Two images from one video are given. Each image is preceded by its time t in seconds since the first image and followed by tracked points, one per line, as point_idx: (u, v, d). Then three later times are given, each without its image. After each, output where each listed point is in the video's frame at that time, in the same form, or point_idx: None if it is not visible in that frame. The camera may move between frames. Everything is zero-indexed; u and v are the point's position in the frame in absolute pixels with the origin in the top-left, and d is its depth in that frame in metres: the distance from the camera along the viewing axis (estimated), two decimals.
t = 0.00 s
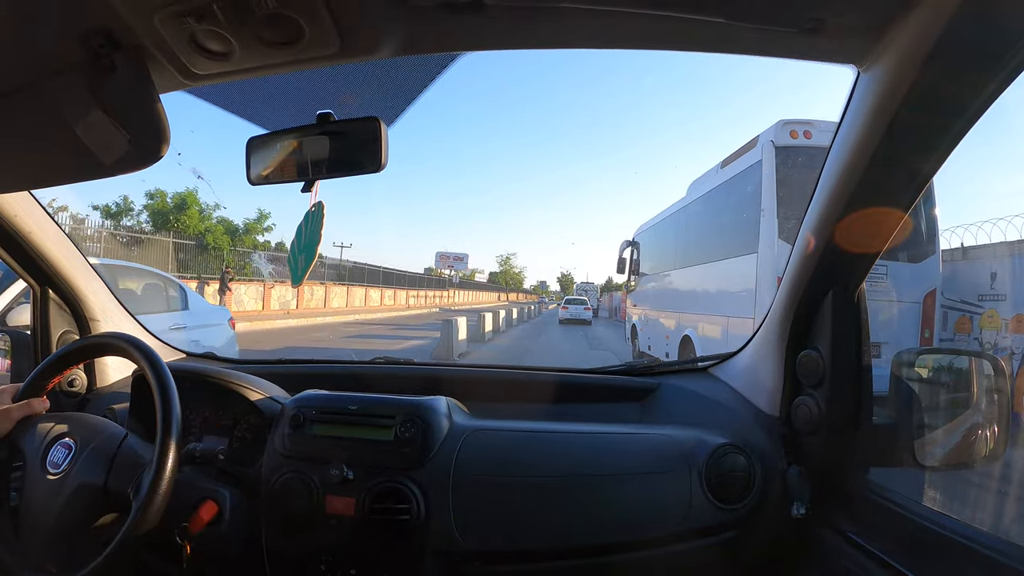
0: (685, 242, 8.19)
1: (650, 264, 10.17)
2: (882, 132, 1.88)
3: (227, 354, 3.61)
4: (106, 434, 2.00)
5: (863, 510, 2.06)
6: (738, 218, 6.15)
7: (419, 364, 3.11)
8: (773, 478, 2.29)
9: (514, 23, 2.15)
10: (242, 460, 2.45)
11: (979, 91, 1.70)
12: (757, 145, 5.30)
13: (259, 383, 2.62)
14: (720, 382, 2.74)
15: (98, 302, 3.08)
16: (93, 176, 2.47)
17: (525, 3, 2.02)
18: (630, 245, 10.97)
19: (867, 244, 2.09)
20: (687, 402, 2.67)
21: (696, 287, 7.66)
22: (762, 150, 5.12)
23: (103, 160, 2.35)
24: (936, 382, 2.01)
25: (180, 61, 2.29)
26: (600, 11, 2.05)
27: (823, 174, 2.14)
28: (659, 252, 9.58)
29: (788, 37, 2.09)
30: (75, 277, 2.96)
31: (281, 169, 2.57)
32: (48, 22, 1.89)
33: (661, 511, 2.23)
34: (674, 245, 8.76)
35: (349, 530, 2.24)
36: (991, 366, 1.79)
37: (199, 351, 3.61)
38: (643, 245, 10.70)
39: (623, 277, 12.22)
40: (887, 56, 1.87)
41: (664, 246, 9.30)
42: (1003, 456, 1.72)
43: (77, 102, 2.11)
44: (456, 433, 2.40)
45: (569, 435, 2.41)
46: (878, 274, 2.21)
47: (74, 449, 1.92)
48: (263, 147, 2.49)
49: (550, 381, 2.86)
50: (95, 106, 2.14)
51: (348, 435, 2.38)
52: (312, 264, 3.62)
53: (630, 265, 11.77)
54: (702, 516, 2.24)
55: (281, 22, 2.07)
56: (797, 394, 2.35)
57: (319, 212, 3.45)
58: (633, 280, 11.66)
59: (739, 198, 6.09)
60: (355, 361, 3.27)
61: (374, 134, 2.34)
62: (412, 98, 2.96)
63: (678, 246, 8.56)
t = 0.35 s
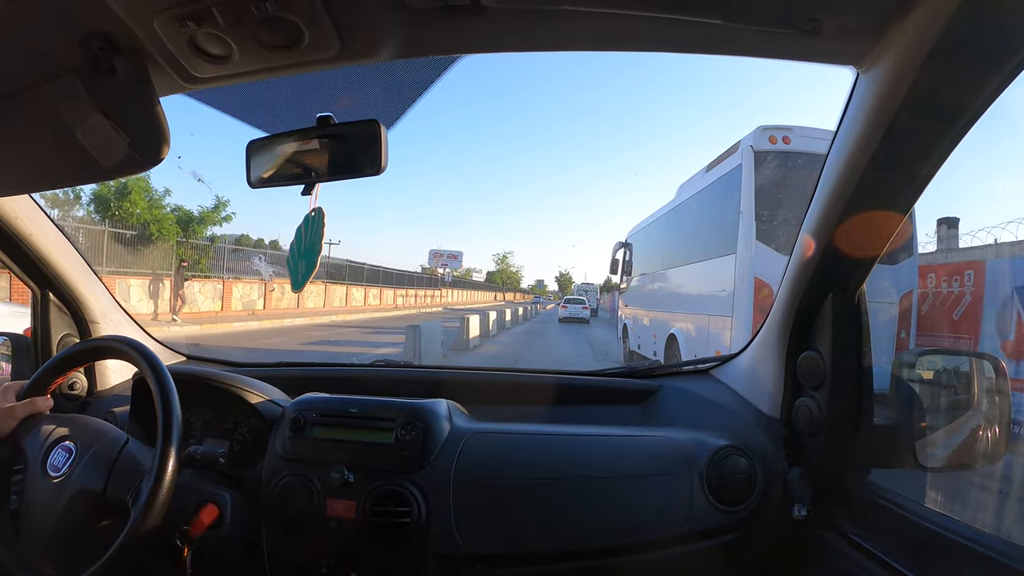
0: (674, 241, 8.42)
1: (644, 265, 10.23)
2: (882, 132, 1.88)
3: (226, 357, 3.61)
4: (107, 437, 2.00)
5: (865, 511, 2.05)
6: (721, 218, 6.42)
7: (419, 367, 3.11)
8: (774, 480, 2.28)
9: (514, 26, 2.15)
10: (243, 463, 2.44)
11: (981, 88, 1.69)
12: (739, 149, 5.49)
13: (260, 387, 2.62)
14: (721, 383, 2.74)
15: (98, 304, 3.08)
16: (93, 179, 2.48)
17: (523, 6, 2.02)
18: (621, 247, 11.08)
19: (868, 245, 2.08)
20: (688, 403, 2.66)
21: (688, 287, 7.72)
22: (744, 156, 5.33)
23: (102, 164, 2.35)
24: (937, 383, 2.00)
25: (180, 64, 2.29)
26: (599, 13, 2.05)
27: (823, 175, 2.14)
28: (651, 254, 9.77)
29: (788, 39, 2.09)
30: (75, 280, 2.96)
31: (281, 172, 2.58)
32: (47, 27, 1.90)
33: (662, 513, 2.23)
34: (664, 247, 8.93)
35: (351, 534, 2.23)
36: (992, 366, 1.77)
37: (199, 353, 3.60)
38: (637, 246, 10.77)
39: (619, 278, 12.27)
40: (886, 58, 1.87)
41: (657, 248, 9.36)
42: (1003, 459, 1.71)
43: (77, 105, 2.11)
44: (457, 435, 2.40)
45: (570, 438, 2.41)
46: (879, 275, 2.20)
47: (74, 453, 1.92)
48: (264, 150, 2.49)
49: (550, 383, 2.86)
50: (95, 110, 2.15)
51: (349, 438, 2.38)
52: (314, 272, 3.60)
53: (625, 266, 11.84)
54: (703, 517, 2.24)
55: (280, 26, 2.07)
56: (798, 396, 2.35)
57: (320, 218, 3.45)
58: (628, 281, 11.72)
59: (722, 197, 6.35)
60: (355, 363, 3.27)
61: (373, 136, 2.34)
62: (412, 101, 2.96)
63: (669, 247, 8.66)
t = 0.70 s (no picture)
0: (661, 239, 8.69)
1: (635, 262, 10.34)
2: (885, 131, 1.87)
3: (228, 356, 3.62)
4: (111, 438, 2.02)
5: (868, 510, 2.05)
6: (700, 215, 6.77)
7: (421, 366, 3.11)
8: (777, 478, 2.28)
9: (516, 25, 2.16)
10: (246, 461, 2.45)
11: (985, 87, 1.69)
12: (721, 152, 5.78)
13: (262, 385, 2.62)
14: (723, 382, 2.74)
15: (101, 304, 3.08)
16: (96, 177, 2.48)
17: (525, 5, 2.02)
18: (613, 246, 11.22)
19: (871, 244, 2.08)
20: (690, 402, 2.66)
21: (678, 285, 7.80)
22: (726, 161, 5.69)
23: (104, 162, 2.36)
24: (938, 384, 1.99)
25: (182, 63, 2.29)
26: (602, 12, 2.04)
27: (826, 174, 2.14)
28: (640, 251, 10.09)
29: (790, 37, 2.08)
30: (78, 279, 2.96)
31: (284, 171, 2.58)
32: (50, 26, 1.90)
33: (664, 513, 2.23)
34: (651, 246, 9.23)
35: (353, 532, 2.24)
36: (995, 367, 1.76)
37: (202, 352, 3.60)
38: (629, 244, 10.81)
39: (612, 276, 12.37)
40: (889, 56, 1.87)
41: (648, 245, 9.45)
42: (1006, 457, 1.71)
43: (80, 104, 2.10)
44: (460, 434, 2.40)
45: (572, 437, 2.41)
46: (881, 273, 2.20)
47: (78, 453, 1.93)
48: (266, 149, 2.49)
49: (553, 383, 2.87)
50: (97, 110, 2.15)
51: (352, 436, 2.39)
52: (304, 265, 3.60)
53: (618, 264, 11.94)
54: (706, 516, 2.24)
55: (282, 25, 2.07)
56: (801, 395, 2.34)
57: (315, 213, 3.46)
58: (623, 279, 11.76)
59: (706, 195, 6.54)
60: (357, 363, 3.27)
61: (376, 135, 2.34)
62: (414, 100, 2.96)
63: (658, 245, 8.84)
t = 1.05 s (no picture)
0: (648, 238, 8.98)
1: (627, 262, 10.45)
2: (890, 136, 1.87)
3: (230, 356, 3.63)
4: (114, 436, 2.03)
5: (872, 516, 2.05)
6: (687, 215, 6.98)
7: (423, 368, 3.11)
8: (779, 484, 2.28)
9: (522, 29, 2.16)
10: (248, 463, 2.45)
11: (991, 92, 1.67)
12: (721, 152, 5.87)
13: (266, 386, 2.63)
14: (727, 388, 2.73)
15: (105, 304, 3.10)
16: (103, 179, 2.49)
17: (531, 8, 2.03)
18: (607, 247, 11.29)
19: (876, 249, 2.07)
20: (693, 407, 2.66)
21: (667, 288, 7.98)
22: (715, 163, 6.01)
23: (111, 162, 2.36)
24: (944, 389, 1.96)
25: (188, 64, 2.30)
26: (607, 16, 2.05)
27: (830, 178, 2.13)
28: (628, 251, 10.39)
29: (795, 42, 2.08)
30: (84, 279, 2.98)
31: (289, 173, 2.59)
32: (57, 27, 1.91)
33: (667, 517, 2.22)
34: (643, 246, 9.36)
35: (355, 534, 2.24)
36: (1000, 373, 1.73)
37: (205, 353, 3.61)
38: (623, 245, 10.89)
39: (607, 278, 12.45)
40: (895, 61, 1.86)
41: (639, 245, 9.53)
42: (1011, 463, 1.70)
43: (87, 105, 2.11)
44: (463, 437, 2.40)
45: (573, 441, 2.41)
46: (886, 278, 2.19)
47: (80, 451, 1.95)
48: (271, 151, 2.50)
49: (556, 386, 2.87)
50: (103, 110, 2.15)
51: (354, 439, 2.39)
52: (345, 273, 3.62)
53: (609, 264, 12.06)
54: (708, 521, 2.24)
55: (288, 27, 2.07)
56: (806, 400, 2.33)
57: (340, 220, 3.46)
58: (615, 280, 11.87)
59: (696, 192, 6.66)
60: (360, 364, 3.27)
61: (381, 139, 2.34)
62: (420, 103, 2.97)
63: (645, 246, 9.08)
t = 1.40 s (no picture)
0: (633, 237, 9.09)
1: (616, 262, 10.49)
2: (890, 138, 1.87)
3: (228, 356, 3.62)
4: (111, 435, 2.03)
5: (869, 519, 2.05)
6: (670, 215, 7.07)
7: (421, 368, 3.10)
8: (777, 486, 2.29)
9: (523, 30, 2.16)
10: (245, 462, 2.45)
11: (990, 94, 1.67)
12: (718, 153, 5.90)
13: (263, 386, 2.62)
14: (726, 390, 2.72)
15: (104, 303, 3.09)
16: (103, 178, 2.50)
17: (531, 9, 2.03)
18: (598, 246, 11.34)
19: (874, 252, 2.07)
20: (692, 408, 2.66)
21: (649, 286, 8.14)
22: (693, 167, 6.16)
23: (110, 161, 2.36)
24: (939, 390, 1.95)
25: (187, 63, 2.30)
26: (607, 17, 2.05)
27: (829, 180, 2.14)
28: (616, 250, 10.53)
29: (795, 44, 2.08)
30: (81, 277, 2.98)
31: (288, 172, 2.59)
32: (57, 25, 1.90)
33: (665, 517, 2.23)
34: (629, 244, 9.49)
35: (352, 534, 2.24)
36: (997, 375, 1.72)
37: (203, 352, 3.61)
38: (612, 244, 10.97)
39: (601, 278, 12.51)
40: (895, 64, 1.87)
41: (626, 246, 9.57)
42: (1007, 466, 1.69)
43: (86, 103, 2.11)
44: (460, 437, 2.40)
45: (570, 441, 2.41)
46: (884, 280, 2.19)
47: (78, 449, 1.94)
48: (270, 151, 2.50)
49: (554, 386, 2.87)
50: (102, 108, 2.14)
51: (352, 439, 2.39)
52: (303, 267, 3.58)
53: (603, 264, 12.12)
54: (705, 522, 2.24)
55: (287, 26, 2.07)
56: (803, 402, 2.33)
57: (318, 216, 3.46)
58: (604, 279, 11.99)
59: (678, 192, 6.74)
60: (358, 364, 3.27)
61: (379, 138, 2.34)
62: (419, 103, 2.97)
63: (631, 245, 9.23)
